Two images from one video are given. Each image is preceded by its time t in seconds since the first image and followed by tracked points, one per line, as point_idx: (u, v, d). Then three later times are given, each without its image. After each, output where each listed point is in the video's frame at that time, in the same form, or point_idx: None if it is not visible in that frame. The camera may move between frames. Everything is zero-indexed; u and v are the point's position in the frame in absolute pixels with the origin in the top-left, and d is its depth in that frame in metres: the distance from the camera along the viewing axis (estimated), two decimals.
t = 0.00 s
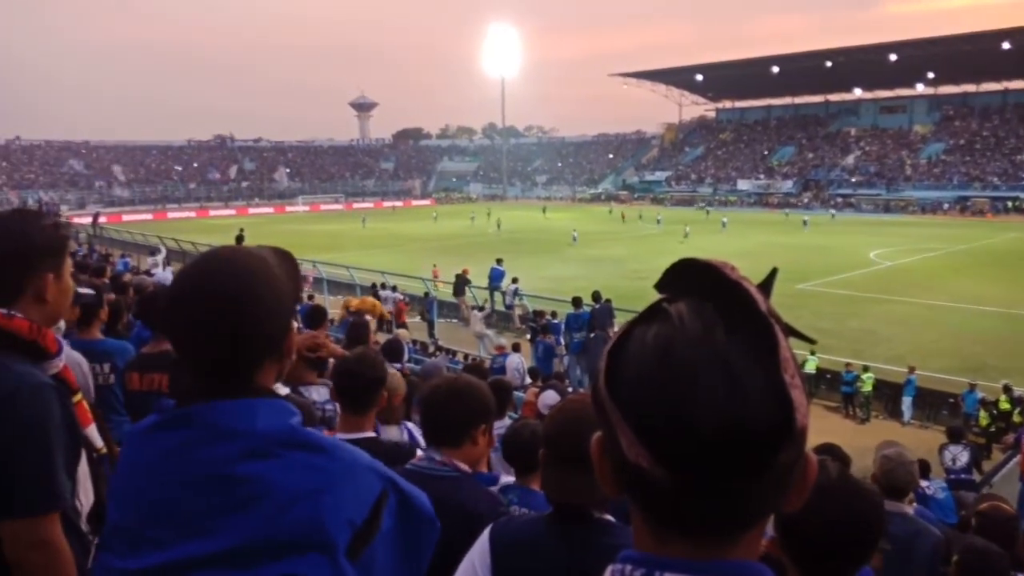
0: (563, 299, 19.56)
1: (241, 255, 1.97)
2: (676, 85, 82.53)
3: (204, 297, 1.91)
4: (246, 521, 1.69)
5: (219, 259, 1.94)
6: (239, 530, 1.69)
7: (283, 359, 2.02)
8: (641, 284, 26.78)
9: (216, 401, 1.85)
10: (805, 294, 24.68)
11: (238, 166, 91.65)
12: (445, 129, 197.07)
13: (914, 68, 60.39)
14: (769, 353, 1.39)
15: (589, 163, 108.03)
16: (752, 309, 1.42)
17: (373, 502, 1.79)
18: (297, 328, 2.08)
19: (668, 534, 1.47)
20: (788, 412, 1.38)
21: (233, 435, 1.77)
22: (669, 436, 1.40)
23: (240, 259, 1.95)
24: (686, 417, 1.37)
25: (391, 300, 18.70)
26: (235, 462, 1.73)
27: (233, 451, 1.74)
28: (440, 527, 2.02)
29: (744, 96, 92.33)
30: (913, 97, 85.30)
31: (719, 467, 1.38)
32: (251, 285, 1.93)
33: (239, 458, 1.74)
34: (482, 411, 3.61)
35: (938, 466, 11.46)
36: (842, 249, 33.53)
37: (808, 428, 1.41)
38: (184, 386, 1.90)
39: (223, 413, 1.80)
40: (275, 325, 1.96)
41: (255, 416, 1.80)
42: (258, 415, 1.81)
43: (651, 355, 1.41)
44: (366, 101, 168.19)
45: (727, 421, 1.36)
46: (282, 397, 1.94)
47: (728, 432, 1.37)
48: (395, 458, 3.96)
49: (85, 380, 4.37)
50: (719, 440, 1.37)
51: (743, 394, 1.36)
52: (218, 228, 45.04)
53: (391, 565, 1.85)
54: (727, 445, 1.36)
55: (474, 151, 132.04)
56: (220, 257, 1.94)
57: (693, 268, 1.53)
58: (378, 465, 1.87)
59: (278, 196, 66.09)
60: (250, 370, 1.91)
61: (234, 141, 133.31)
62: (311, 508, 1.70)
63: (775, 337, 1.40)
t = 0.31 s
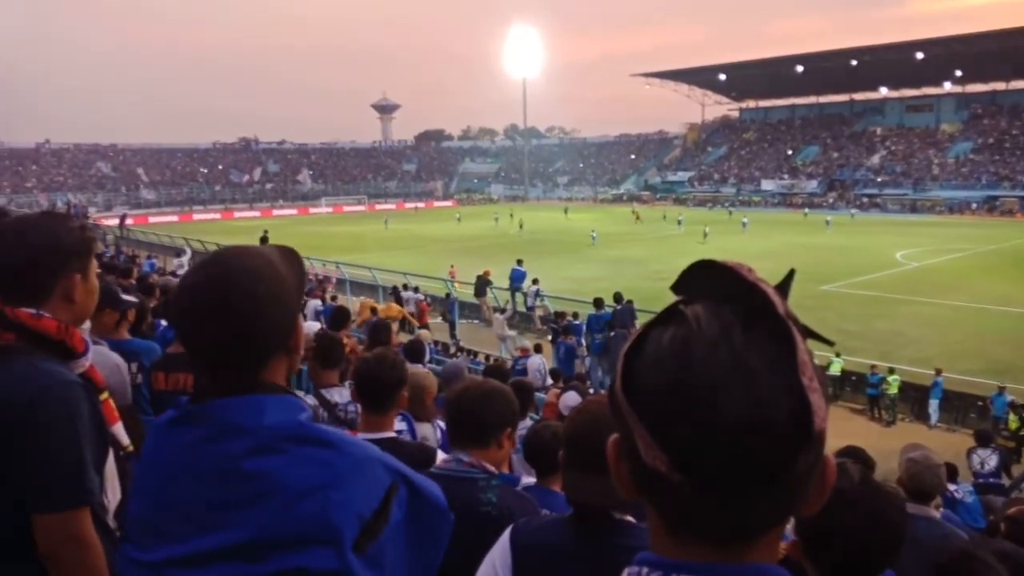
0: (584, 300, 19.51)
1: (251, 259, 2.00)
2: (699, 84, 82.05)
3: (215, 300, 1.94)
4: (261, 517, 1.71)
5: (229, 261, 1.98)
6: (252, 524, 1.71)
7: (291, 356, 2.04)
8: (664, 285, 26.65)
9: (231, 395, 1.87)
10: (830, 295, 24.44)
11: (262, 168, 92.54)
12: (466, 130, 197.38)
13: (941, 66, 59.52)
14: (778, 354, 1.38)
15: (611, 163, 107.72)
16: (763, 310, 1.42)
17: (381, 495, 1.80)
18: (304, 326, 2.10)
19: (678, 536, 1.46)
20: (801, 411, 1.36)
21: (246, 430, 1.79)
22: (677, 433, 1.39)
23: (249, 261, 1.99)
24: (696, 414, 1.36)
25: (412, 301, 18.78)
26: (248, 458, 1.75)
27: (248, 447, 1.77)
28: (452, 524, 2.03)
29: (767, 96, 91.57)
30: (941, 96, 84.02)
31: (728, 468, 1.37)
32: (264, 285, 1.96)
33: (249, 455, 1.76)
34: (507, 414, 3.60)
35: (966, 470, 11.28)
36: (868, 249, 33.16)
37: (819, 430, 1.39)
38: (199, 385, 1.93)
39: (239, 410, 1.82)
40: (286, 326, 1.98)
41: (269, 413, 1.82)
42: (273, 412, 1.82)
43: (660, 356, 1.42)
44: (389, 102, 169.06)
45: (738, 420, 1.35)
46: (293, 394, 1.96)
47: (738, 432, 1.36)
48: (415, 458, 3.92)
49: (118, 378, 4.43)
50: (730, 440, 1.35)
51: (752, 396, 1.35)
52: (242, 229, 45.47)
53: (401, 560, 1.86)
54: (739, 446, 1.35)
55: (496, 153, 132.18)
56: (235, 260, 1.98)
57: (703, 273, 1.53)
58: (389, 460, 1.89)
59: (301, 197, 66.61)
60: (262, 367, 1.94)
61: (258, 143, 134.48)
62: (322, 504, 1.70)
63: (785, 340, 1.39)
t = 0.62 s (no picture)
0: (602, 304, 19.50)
1: (246, 255, 2.04)
2: (718, 87, 81.72)
3: (212, 296, 1.99)
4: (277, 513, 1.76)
5: (224, 255, 2.02)
6: (253, 517, 1.79)
7: (287, 349, 2.10)
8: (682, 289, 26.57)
9: (233, 389, 1.94)
10: (850, 300, 24.24)
11: (282, 171, 93.13)
12: (485, 133, 197.75)
13: (965, 68, 58.86)
14: (798, 355, 1.38)
15: (629, 167, 107.54)
16: (783, 318, 1.40)
17: (379, 485, 1.86)
18: (299, 320, 2.16)
19: (692, 541, 1.46)
20: (817, 409, 1.36)
21: (246, 425, 1.85)
22: (692, 439, 1.39)
23: (243, 258, 2.03)
24: (707, 422, 1.36)
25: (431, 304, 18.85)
26: (249, 451, 1.82)
27: (247, 439, 1.84)
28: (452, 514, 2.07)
29: (787, 100, 91.02)
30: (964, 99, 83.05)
31: (743, 471, 1.37)
32: (266, 282, 2.02)
33: (251, 449, 1.82)
34: (525, 416, 3.60)
35: (988, 477, 11.14)
36: (889, 254, 32.84)
37: (840, 433, 1.39)
38: (200, 380, 1.99)
39: (235, 406, 1.88)
40: (280, 320, 2.03)
41: (265, 406, 1.88)
42: (267, 405, 1.88)
43: (680, 363, 1.40)
44: (409, 106, 169.72)
45: (755, 423, 1.34)
46: (291, 387, 2.02)
47: (754, 434, 1.35)
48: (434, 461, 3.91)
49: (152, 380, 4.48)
50: (741, 447, 1.36)
51: (767, 399, 1.34)
52: (263, 232, 45.87)
53: (399, 544, 1.92)
54: (751, 453, 1.35)
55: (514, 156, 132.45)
56: (238, 258, 2.01)
57: (725, 274, 1.52)
58: (388, 452, 1.94)
59: (321, 200, 67.05)
60: (258, 362, 2.00)
61: (278, 147, 135.61)
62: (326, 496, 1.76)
63: (804, 343, 1.38)
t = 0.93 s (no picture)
0: (615, 305, 19.47)
1: (232, 246, 2.13)
2: (733, 88, 81.34)
3: (205, 288, 2.09)
4: (279, 498, 1.82)
5: (215, 246, 2.12)
6: (251, 499, 1.85)
7: (276, 340, 2.19)
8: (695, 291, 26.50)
9: (229, 378, 2.03)
10: (865, 302, 24.06)
11: (296, 172, 93.58)
12: (498, 134, 197.83)
13: (982, 69, 58.28)
14: (814, 358, 1.37)
15: (643, 168, 107.25)
16: (795, 318, 1.41)
17: (374, 464, 1.90)
18: (290, 310, 2.24)
19: (701, 536, 1.47)
20: (830, 412, 1.36)
21: (239, 411, 1.95)
22: (709, 444, 1.40)
23: (232, 249, 2.13)
24: (719, 425, 1.36)
25: (443, 305, 18.87)
26: (243, 435, 1.90)
27: (242, 424, 1.92)
28: (443, 494, 2.11)
29: (802, 101, 90.48)
30: (982, 100, 82.17)
31: (757, 473, 1.37)
32: (252, 271, 2.12)
33: (247, 433, 1.91)
34: (539, 416, 3.60)
35: (1004, 482, 11.03)
36: (905, 256, 32.54)
37: (856, 435, 1.38)
38: (194, 371, 2.08)
39: (227, 394, 1.98)
40: (265, 308, 2.13)
41: (257, 393, 1.98)
42: (260, 392, 1.98)
43: (694, 366, 1.41)
44: (422, 107, 170.04)
45: (768, 425, 1.34)
46: (282, 375, 2.10)
47: (769, 436, 1.35)
48: (446, 460, 3.93)
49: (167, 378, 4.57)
50: (752, 447, 1.36)
51: (781, 405, 1.34)
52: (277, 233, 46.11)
53: (397, 523, 1.95)
54: (762, 454, 1.36)
55: (527, 157, 132.47)
56: (212, 250, 2.11)
57: (742, 279, 1.51)
58: (384, 434, 1.99)
59: (334, 201, 67.32)
60: (248, 349, 2.09)
61: (293, 149, 136.08)
62: (322, 480, 1.82)
63: (812, 341, 1.39)
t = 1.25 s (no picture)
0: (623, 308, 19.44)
1: (232, 251, 2.15)
2: (742, 91, 81.17)
3: (206, 289, 2.10)
4: (279, 498, 1.82)
5: (218, 250, 2.14)
6: (243, 496, 1.86)
7: (274, 342, 2.20)
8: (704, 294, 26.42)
9: (228, 377, 2.03)
10: (875, 306, 23.93)
11: (306, 175, 93.91)
12: (507, 137, 197.89)
13: (994, 72, 57.93)
14: (821, 362, 1.36)
15: (651, 171, 107.13)
16: (806, 323, 1.40)
17: (366, 463, 1.90)
18: (289, 311, 2.25)
19: (707, 532, 1.45)
20: (833, 417, 1.34)
21: (236, 410, 1.95)
22: (721, 446, 1.38)
23: (233, 252, 2.14)
24: (732, 426, 1.35)
25: (451, 307, 18.88)
26: (238, 434, 1.91)
27: (238, 423, 1.93)
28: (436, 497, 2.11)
29: (812, 104, 90.19)
30: (994, 103, 81.56)
31: (764, 476, 1.36)
32: (251, 273, 2.13)
33: (244, 432, 1.91)
34: (547, 417, 3.57)
35: (1015, 487, 10.93)
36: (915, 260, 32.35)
37: (860, 438, 1.37)
38: (197, 370, 2.09)
39: (222, 393, 1.98)
40: (263, 308, 2.13)
41: (254, 392, 1.98)
42: (257, 391, 1.98)
43: (704, 367, 1.39)
44: (431, 109, 170.40)
45: (779, 428, 1.33)
46: (280, 376, 2.11)
47: (775, 437, 1.33)
48: (453, 462, 3.93)
49: (172, 377, 4.60)
50: (754, 447, 1.34)
51: (791, 404, 1.32)
52: (286, 235, 46.28)
53: (387, 524, 1.95)
54: (768, 457, 1.34)
55: (536, 160, 132.43)
56: (214, 254, 2.14)
57: (754, 281, 1.50)
58: (379, 435, 1.99)
59: (343, 203, 67.53)
60: (247, 349, 2.10)
61: (302, 151, 136.55)
62: (317, 480, 1.82)
63: (822, 343, 1.37)
